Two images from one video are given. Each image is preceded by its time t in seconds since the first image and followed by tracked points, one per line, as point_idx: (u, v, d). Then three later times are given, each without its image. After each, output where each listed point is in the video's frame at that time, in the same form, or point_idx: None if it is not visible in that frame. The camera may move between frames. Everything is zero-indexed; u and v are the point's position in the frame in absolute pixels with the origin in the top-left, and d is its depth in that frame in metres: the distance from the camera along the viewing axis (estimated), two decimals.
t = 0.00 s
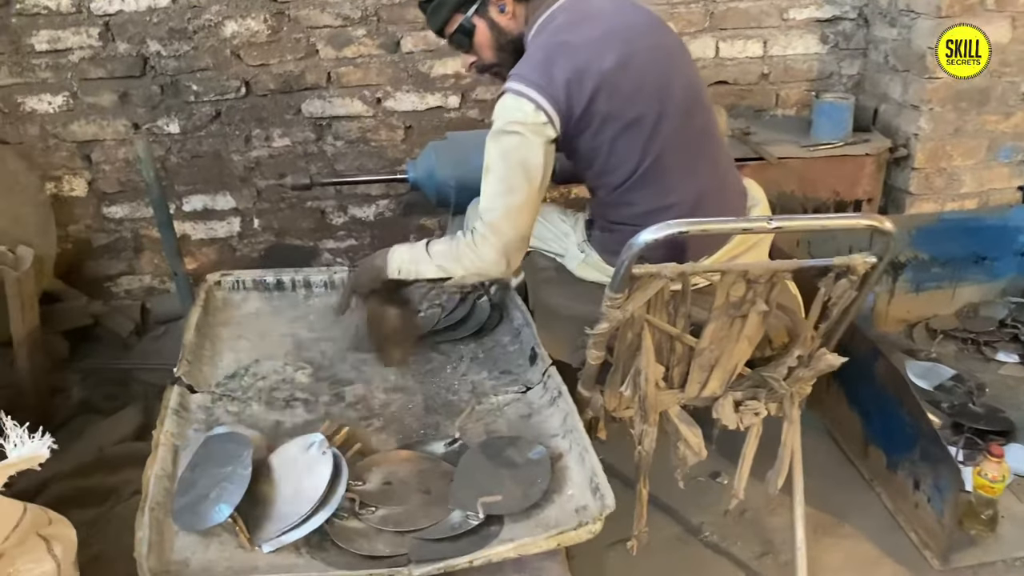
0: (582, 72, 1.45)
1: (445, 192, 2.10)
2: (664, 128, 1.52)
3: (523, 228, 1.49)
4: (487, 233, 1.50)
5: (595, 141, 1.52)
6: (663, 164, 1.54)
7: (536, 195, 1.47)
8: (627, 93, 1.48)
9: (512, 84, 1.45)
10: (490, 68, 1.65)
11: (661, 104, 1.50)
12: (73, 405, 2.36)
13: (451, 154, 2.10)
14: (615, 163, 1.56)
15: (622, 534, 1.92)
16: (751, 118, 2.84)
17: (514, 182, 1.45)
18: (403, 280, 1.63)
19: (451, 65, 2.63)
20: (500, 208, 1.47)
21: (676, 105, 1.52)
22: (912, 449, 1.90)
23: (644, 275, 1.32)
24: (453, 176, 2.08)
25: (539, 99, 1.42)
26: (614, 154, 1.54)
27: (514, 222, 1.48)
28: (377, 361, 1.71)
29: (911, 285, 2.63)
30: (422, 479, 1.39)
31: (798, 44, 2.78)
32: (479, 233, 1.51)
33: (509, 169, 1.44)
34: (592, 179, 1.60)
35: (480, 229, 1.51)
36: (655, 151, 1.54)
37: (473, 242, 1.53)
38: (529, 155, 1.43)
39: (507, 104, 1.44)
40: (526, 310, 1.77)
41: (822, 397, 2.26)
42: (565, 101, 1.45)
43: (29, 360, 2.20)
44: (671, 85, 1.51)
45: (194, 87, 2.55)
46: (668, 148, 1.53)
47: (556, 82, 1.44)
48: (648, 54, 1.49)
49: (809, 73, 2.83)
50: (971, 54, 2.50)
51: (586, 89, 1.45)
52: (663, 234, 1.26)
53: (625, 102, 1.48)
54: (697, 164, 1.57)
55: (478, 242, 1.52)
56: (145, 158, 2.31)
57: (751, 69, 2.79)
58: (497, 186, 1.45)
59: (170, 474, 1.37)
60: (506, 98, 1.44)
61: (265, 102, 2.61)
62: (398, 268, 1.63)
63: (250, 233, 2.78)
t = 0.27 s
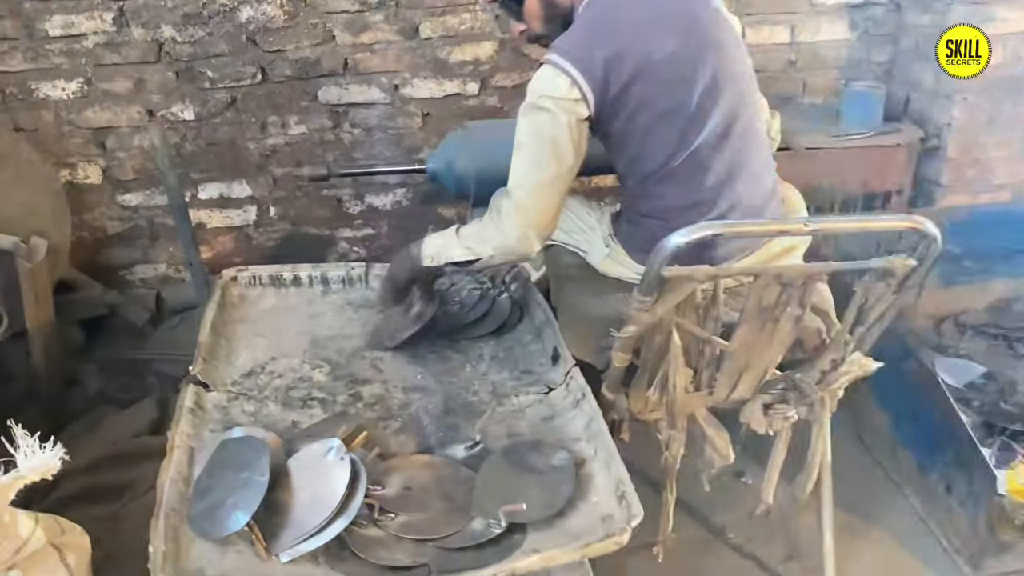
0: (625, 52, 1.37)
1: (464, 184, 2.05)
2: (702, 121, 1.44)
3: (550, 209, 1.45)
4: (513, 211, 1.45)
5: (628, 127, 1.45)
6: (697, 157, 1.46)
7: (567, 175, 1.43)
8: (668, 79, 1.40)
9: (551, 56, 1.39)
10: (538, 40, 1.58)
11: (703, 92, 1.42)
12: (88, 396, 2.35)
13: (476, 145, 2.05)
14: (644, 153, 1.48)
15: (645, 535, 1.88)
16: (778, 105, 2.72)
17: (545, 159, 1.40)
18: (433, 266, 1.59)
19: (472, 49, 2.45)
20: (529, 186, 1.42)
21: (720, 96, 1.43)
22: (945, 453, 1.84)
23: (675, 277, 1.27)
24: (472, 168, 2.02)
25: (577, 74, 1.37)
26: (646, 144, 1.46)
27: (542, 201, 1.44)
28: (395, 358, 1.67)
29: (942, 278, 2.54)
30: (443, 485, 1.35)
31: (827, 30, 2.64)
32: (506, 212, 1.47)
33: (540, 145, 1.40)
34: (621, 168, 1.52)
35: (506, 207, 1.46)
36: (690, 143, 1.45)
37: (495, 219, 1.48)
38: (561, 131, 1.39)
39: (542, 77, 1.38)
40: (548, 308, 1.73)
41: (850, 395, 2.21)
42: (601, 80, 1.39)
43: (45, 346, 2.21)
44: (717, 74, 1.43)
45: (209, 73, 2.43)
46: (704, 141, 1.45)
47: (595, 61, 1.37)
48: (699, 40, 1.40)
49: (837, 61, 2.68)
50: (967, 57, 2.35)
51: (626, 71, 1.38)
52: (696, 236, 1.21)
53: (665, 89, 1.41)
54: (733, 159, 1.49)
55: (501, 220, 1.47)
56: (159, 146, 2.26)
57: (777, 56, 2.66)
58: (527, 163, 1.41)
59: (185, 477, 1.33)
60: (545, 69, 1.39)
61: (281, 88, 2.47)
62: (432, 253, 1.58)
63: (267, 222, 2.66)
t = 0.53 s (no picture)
0: (676, 19, 1.31)
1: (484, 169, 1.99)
2: (749, 101, 1.37)
3: (606, 181, 1.39)
4: (569, 185, 1.39)
5: (671, 100, 1.38)
6: (740, 136, 1.39)
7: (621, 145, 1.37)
8: (719, 52, 1.33)
9: (600, 21, 1.34)
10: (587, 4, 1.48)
11: (755, 71, 1.35)
12: (102, 381, 2.30)
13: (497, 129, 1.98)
14: (684, 129, 1.40)
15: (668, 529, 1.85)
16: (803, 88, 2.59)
17: (598, 128, 1.35)
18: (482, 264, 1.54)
19: (489, 28, 2.39)
20: (584, 158, 1.36)
21: (771, 72, 1.37)
22: (978, 449, 1.79)
23: (708, 271, 1.22)
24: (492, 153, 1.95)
25: (626, 41, 1.31)
26: (688, 119, 1.39)
27: (597, 173, 1.38)
28: (414, 349, 1.63)
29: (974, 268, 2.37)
30: (464, 482, 1.31)
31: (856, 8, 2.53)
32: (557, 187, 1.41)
33: (592, 113, 1.34)
34: (659, 145, 1.46)
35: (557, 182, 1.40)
36: (733, 123, 1.38)
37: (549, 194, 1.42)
38: (610, 98, 1.34)
39: (591, 43, 1.33)
40: (570, 298, 1.67)
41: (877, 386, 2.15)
42: (648, 47, 1.32)
43: (57, 331, 2.20)
44: (769, 50, 1.36)
45: (223, 53, 2.37)
46: (749, 121, 1.38)
47: (645, 25, 1.31)
48: (755, 16, 1.34)
49: (868, 40, 2.57)
50: (971, 54, 2.36)
51: (676, 41, 1.32)
52: (730, 230, 1.16)
53: (715, 63, 1.34)
54: (777, 140, 1.42)
55: (557, 196, 1.41)
56: (172, 128, 2.21)
57: (806, 35, 2.53)
58: (578, 132, 1.36)
59: (199, 473, 1.30)
60: (592, 34, 1.33)
61: (296, 69, 2.41)
62: (475, 252, 1.54)
63: (281, 205, 2.60)
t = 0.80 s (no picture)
0: None
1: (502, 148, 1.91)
2: (792, 75, 1.30)
3: (614, 152, 1.35)
4: (576, 147, 1.36)
5: (710, 70, 1.33)
6: (780, 112, 1.33)
7: (640, 115, 1.33)
8: (765, 21, 1.28)
9: None
10: None
11: (799, 44, 1.29)
12: (115, 360, 2.29)
13: (520, 107, 1.91)
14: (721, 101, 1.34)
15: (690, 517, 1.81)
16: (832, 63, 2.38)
17: (619, 93, 1.31)
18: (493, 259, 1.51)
19: None
20: (597, 121, 1.33)
21: (819, 45, 1.30)
22: (1012, 438, 1.76)
23: (741, 259, 1.17)
24: (510, 130, 1.88)
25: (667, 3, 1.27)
26: (726, 91, 1.33)
27: (608, 141, 1.34)
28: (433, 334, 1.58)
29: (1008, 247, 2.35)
30: (485, 474, 1.26)
31: None
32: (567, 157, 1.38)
33: (613, 79, 1.31)
34: (694, 118, 1.41)
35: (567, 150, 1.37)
36: (773, 98, 1.32)
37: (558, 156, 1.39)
38: (636, 66, 1.29)
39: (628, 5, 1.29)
40: (594, 281, 1.61)
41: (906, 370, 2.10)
42: (691, 10, 1.27)
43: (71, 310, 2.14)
44: (817, 23, 1.29)
45: (237, 25, 2.30)
46: (791, 97, 1.32)
47: None
48: None
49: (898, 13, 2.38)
50: (971, 55, 2.27)
51: (721, 6, 1.27)
52: (766, 218, 1.11)
53: (760, 32, 1.28)
54: (819, 119, 1.35)
55: (563, 159, 1.38)
56: (185, 103, 2.15)
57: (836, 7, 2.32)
58: (595, 98, 1.33)
59: (213, 464, 1.27)
60: None
61: (311, 41, 2.34)
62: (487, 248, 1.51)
63: (296, 181, 2.55)
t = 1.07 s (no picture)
0: None
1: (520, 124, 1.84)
2: (835, 47, 1.23)
3: (659, 128, 1.31)
4: (618, 124, 1.31)
5: (748, 38, 1.26)
6: (820, 86, 1.25)
7: (684, 89, 1.28)
8: None
9: None
10: None
11: (844, 14, 1.22)
12: (123, 339, 2.26)
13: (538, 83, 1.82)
14: (758, 72, 1.27)
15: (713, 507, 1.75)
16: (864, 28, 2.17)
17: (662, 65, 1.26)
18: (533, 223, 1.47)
19: None
20: (640, 96, 1.28)
21: (865, 16, 1.23)
22: None
23: (778, 247, 1.10)
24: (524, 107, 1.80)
25: None
26: (763, 62, 1.26)
27: (652, 117, 1.29)
28: (448, 320, 1.52)
29: None
30: (502, 472, 1.21)
31: None
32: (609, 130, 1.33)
33: (656, 48, 1.25)
34: (729, 91, 1.34)
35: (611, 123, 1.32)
36: (814, 70, 1.24)
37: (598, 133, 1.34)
38: (680, 34, 1.24)
39: None
40: (616, 267, 1.55)
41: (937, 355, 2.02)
42: None
43: (77, 290, 2.09)
44: None
45: None
46: (832, 70, 1.24)
47: None
48: None
49: None
50: (972, 55, 1.98)
51: None
52: (804, 205, 1.04)
53: None
54: (862, 94, 1.28)
55: (606, 137, 1.33)
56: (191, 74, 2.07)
57: None
58: (637, 68, 1.27)
59: (219, 458, 1.22)
60: None
61: (321, 10, 2.24)
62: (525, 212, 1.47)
63: (307, 155, 2.47)
